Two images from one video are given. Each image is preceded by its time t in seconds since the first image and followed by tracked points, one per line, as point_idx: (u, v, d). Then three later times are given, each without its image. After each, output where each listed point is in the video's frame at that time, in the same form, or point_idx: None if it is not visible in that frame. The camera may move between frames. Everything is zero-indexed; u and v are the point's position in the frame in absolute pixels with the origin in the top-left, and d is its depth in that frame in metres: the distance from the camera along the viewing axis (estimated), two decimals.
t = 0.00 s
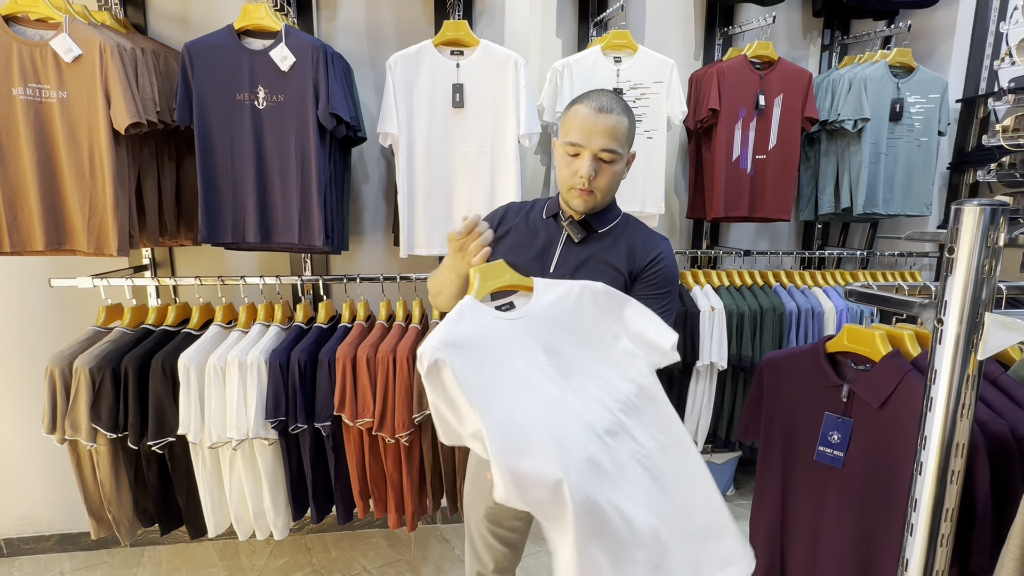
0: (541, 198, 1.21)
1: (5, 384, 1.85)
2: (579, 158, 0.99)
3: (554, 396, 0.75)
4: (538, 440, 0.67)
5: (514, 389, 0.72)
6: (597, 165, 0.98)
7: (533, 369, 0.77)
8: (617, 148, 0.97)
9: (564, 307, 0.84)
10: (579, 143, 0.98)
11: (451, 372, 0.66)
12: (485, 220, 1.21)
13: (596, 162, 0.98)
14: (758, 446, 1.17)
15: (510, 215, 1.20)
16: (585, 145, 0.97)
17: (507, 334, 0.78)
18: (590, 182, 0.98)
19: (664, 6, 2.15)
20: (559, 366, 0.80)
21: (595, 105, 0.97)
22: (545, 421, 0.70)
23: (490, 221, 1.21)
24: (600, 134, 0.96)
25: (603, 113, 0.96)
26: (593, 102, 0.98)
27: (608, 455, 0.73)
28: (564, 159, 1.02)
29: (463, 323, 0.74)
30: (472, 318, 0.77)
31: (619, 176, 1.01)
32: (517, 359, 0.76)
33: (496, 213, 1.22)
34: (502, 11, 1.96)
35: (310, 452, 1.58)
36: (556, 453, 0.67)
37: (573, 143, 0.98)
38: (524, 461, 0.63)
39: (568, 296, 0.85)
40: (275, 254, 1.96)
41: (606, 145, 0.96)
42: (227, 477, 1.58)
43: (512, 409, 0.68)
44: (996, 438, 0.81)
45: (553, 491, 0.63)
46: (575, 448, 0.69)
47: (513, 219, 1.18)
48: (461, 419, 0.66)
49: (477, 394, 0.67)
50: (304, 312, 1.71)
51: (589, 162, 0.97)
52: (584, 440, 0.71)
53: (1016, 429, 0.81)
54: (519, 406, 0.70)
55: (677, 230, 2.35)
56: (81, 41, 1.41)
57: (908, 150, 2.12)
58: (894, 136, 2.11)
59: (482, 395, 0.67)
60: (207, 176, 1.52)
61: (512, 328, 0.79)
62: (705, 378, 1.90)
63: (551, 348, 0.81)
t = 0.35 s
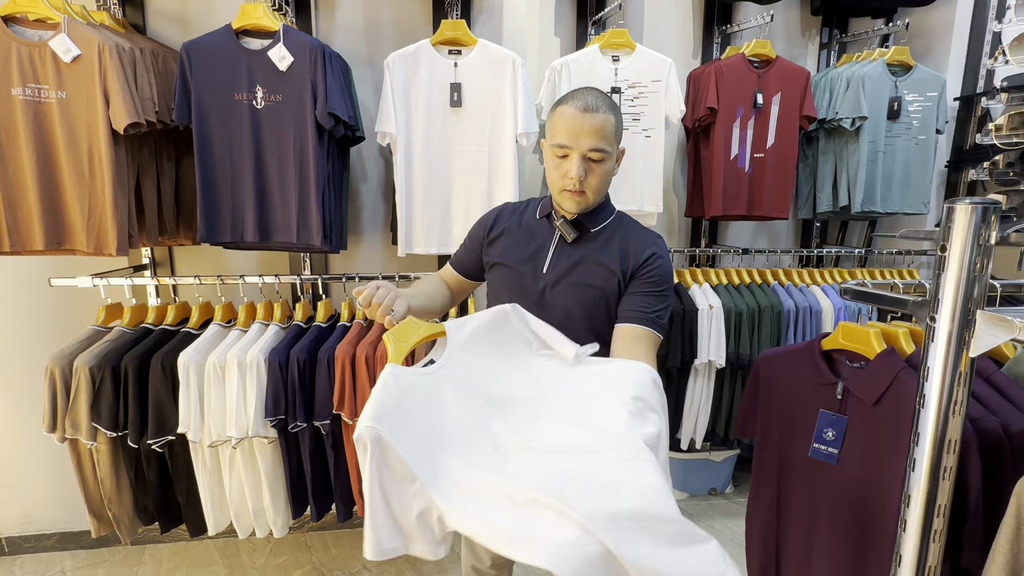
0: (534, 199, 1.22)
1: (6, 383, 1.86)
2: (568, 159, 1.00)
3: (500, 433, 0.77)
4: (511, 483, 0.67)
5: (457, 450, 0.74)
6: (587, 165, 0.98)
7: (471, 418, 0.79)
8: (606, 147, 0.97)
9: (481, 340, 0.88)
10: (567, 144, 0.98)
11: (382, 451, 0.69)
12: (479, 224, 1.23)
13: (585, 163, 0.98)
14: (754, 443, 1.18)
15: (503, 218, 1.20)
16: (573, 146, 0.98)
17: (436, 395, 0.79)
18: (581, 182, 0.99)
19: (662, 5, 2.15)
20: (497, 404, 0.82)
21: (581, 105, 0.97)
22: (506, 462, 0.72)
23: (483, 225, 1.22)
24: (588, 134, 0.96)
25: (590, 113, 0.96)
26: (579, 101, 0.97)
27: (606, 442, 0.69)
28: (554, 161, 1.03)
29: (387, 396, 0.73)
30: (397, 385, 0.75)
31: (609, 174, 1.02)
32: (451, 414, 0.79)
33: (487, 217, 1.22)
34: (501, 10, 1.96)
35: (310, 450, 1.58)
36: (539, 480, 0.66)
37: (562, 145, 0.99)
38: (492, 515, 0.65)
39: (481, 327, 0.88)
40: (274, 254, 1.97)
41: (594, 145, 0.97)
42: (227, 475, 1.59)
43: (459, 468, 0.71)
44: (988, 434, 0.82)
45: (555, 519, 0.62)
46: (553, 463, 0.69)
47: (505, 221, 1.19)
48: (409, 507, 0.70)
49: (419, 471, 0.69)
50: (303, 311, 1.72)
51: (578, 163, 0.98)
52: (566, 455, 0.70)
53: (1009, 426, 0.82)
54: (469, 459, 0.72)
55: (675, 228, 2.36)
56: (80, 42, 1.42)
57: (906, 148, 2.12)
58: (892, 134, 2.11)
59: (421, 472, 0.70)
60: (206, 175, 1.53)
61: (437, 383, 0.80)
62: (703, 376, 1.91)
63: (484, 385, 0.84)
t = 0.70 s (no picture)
0: (525, 196, 1.23)
1: (7, 381, 1.86)
2: (567, 134, 1.04)
3: (492, 434, 0.81)
4: (500, 511, 0.72)
5: (450, 452, 0.74)
6: (585, 137, 1.03)
7: (465, 416, 0.79)
8: (601, 122, 1.04)
9: (483, 331, 0.88)
10: (566, 119, 1.04)
11: (381, 442, 0.69)
12: (473, 224, 1.23)
13: (584, 135, 1.03)
14: (750, 439, 1.19)
15: (497, 216, 1.21)
16: (572, 121, 1.04)
17: (434, 384, 0.78)
18: (580, 154, 1.02)
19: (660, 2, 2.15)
20: (490, 405, 0.83)
21: (577, 88, 1.06)
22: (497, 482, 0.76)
23: (477, 225, 1.22)
24: (585, 108, 1.04)
25: (586, 92, 1.05)
26: (575, 86, 1.07)
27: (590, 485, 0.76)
28: (552, 139, 1.06)
29: (391, 386, 0.73)
30: (398, 375, 0.75)
31: (605, 154, 1.06)
32: (448, 407, 0.78)
33: (481, 217, 1.22)
34: (499, 7, 1.96)
35: (309, 447, 1.59)
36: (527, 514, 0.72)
37: (560, 119, 1.05)
38: (478, 536, 0.70)
39: (484, 318, 0.89)
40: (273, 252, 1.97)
41: (591, 116, 1.03)
42: (227, 472, 1.60)
43: (451, 474, 0.73)
44: (982, 430, 0.83)
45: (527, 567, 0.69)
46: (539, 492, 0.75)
47: (500, 219, 1.20)
48: (398, 505, 0.70)
49: (415, 468, 0.70)
50: (302, 308, 1.73)
51: (578, 134, 1.02)
52: (556, 486, 0.76)
53: (1002, 421, 0.83)
54: (461, 469, 0.75)
55: (674, 226, 2.36)
56: (78, 40, 1.42)
57: (905, 145, 2.12)
58: (891, 130, 2.11)
59: (416, 469, 0.70)
60: (204, 174, 1.53)
61: (437, 373, 0.80)
62: (702, 373, 1.91)
63: (482, 381, 0.84)
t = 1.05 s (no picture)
0: (525, 193, 1.23)
1: (10, 378, 1.88)
2: (570, 123, 1.06)
3: (506, 422, 0.81)
4: (519, 499, 0.72)
5: (466, 438, 0.75)
6: (588, 126, 1.05)
7: (479, 403, 0.80)
8: (603, 113, 1.07)
9: (492, 320, 0.89)
10: (570, 107, 1.06)
11: (396, 427, 0.70)
12: (472, 223, 1.23)
13: (587, 123, 1.05)
14: (750, 434, 1.20)
15: (497, 214, 1.21)
16: (575, 109, 1.06)
17: (446, 370, 0.79)
18: (583, 141, 1.04)
19: None
20: (503, 392, 0.84)
21: (581, 80, 1.09)
22: (515, 469, 0.77)
23: (476, 224, 1.23)
24: (588, 98, 1.06)
25: (589, 84, 1.08)
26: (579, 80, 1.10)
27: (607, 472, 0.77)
28: (555, 128, 1.08)
29: (402, 372, 0.74)
30: (410, 362, 0.76)
31: (606, 145, 1.08)
32: (462, 393, 0.79)
33: (480, 216, 1.23)
34: (498, 3, 1.96)
35: (311, 444, 1.60)
36: (547, 500, 0.73)
37: (563, 110, 1.07)
38: (499, 524, 0.70)
39: (494, 306, 0.91)
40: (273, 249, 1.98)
41: (593, 106, 1.06)
42: (229, 468, 1.61)
43: (468, 462, 0.73)
44: (980, 424, 0.84)
45: (551, 555, 0.69)
46: (556, 478, 0.76)
47: (500, 217, 1.20)
48: (417, 489, 0.72)
49: (432, 453, 0.71)
50: (303, 305, 1.73)
51: (581, 121, 1.05)
52: (573, 473, 0.76)
53: (1000, 415, 0.83)
54: (478, 455, 0.75)
55: (674, 221, 2.36)
56: (77, 38, 1.42)
57: (905, 140, 2.11)
58: (891, 125, 2.11)
59: (432, 454, 0.71)
60: (205, 172, 1.54)
61: (449, 359, 0.81)
62: (702, 369, 1.92)
63: (494, 369, 0.85)
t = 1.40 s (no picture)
0: (524, 188, 1.23)
1: (14, 373, 1.88)
2: (573, 119, 1.06)
3: (514, 422, 0.82)
4: (530, 501, 0.73)
5: (474, 443, 0.76)
6: (591, 123, 1.04)
7: (486, 405, 0.81)
8: (606, 109, 1.06)
9: (500, 318, 0.89)
10: (572, 104, 1.05)
11: (404, 435, 0.72)
12: (473, 220, 1.23)
13: (590, 120, 1.04)
14: (750, 427, 1.20)
15: (498, 209, 1.21)
16: (578, 105, 1.05)
17: (453, 373, 0.80)
18: (585, 140, 1.03)
19: None
20: (510, 393, 0.85)
21: (583, 74, 1.07)
22: (523, 470, 0.77)
23: (477, 221, 1.23)
24: (591, 94, 1.05)
25: (592, 78, 1.06)
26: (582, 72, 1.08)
27: (618, 467, 0.77)
28: (557, 125, 1.07)
29: (409, 378, 0.75)
30: (416, 367, 0.77)
31: (609, 141, 1.07)
32: (468, 396, 0.80)
33: (480, 212, 1.22)
34: None
35: (313, 437, 1.61)
36: (558, 501, 0.73)
37: (566, 107, 1.06)
38: (509, 526, 0.71)
39: (500, 304, 0.90)
40: (274, 244, 1.98)
41: (596, 102, 1.05)
42: (232, 462, 1.62)
43: (477, 467, 0.74)
44: (980, 416, 0.84)
45: (564, 557, 0.70)
46: (565, 478, 0.77)
47: (501, 213, 1.20)
48: (429, 496, 0.74)
49: (440, 461, 0.72)
50: (305, 300, 1.73)
51: (583, 118, 1.04)
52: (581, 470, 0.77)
53: (1001, 407, 0.83)
54: (486, 458, 0.76)
55: (676, 216, 2.36)
56: (77, 33, 1.42)
57: (908, 133, 2.10)
58: (894, 119, 2.10)
59: (441, 461, 0.73)
60: (206, 167, 1.54)
61: (455, 362, 0.82)
62: (703, 363, 1.92)
63: (501, 369, 0.86)
